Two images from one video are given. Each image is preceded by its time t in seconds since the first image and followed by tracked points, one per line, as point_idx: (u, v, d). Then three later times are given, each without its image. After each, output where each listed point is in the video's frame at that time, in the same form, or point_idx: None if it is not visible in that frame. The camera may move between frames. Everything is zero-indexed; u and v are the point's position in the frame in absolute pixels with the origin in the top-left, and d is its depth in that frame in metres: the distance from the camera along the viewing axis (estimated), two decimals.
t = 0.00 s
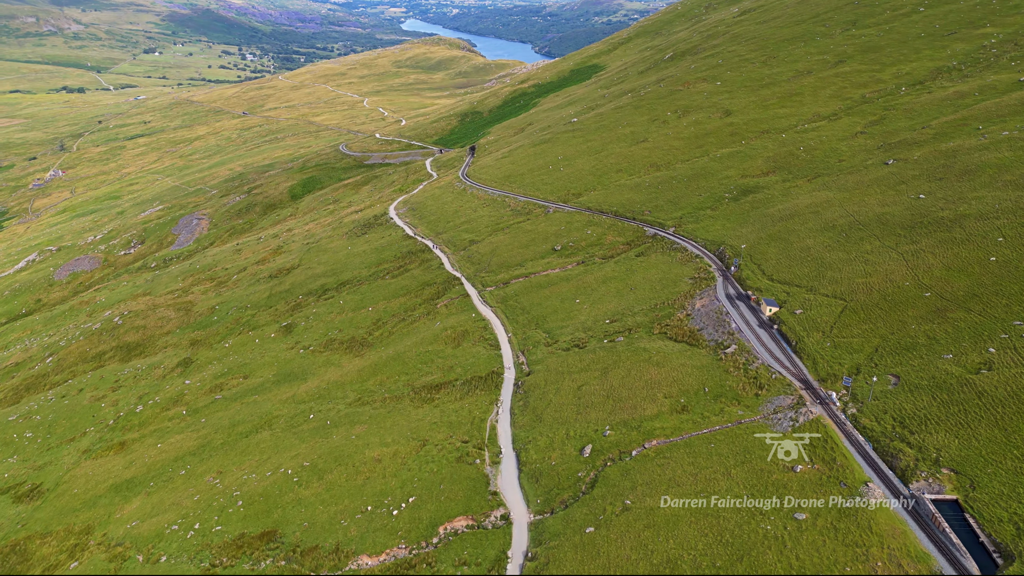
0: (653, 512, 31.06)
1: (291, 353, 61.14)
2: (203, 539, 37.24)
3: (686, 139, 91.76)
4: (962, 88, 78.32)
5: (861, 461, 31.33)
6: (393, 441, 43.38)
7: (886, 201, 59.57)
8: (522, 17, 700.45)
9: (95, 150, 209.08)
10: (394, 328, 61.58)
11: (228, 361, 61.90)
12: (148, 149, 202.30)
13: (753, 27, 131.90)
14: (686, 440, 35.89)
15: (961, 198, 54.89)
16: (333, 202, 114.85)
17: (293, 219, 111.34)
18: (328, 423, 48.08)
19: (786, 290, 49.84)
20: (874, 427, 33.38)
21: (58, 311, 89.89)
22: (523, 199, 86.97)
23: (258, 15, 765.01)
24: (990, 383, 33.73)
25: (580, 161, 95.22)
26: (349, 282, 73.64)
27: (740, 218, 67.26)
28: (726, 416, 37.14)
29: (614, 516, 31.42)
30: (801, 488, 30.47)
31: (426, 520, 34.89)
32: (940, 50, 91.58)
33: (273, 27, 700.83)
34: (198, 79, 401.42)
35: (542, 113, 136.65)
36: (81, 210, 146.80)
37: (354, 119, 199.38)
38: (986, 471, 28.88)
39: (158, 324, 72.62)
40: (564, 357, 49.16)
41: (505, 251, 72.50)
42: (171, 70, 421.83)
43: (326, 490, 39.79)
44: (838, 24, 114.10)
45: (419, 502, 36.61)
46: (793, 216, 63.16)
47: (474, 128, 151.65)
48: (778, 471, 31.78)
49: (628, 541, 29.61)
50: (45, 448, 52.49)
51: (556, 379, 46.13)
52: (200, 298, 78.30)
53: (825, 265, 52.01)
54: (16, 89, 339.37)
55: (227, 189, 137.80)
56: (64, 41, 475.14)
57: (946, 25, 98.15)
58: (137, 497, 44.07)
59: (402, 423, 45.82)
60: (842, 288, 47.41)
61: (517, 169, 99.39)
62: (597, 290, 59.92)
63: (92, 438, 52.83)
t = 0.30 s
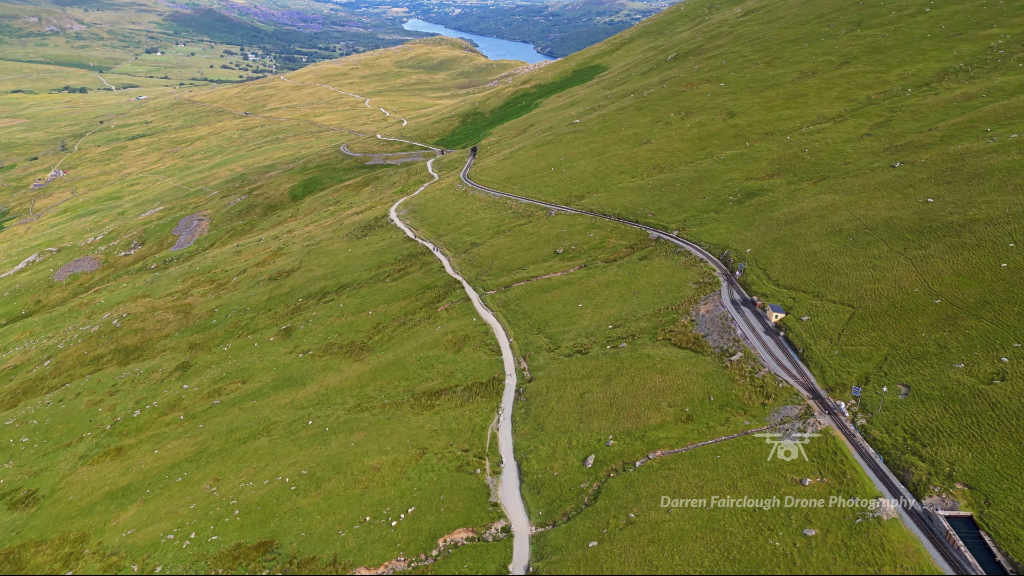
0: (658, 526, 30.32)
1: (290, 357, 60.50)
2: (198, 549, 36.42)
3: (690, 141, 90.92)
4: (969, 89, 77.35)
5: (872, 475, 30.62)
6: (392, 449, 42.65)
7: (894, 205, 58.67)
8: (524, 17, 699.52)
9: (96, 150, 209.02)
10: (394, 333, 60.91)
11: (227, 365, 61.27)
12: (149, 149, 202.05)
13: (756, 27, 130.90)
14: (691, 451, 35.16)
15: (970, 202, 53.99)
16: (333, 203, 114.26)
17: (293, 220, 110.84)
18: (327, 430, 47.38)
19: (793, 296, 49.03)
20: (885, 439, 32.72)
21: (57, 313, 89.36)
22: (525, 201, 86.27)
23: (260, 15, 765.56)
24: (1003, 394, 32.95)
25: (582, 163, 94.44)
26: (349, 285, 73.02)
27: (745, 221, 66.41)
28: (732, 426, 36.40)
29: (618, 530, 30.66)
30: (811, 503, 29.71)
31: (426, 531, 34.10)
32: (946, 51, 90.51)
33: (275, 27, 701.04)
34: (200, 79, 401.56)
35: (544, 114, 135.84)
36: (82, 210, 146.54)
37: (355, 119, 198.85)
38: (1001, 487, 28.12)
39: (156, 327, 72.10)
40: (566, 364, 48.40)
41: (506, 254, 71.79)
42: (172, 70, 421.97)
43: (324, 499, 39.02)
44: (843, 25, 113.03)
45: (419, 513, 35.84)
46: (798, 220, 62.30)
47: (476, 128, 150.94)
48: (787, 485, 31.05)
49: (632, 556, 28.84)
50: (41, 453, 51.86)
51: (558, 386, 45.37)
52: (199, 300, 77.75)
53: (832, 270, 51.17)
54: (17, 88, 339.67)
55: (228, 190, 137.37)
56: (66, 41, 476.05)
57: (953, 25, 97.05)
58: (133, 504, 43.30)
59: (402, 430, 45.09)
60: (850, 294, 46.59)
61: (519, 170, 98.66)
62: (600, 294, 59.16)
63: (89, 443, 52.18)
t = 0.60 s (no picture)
0: (664, 541, 29.59)
1: (289, 362, 59.84)
2: (193, 560, 35.53)
3: (693, 143, 90.06)
4: (977, 91, 76.34)
5: (882, 489, 30.03)
6: (391, 458, 41.86)
7: (902, 209, 57.70)
8: (527, 17, 698.55)
9: (97, 151, 209.09)
10: (394, 337, 60.20)
11: (225, 369, 60.62)
12: (150, 150, 201.94)
13: (760, 27, 129.82)
14: (697, 462, 34.40)
15: (980, 206, 53.06)
16: (334, 205, 113.65)
17: (294, 221, 110.36)
18: (326, 437, 46.63)
19: (800, 302, 48.21)
20: (896, 452, 32.08)
21: (56, 315, 88.84)
22: (527, 204, 85.56)
23: (262, 15, 766.07)
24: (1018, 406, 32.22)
25: (585, 164, 93.64)
26: (349, 288, 72.41)
27: (749, 224, 65.55)
28: (738, 437, 35.68)
29: (622, 544, 29.93)
30: (820, 518, 29.07)
31: (425, 544, 33.29)
32: (953, 52, 89.44)
33: (277, 27, 700.32)
34: (202, 79, 401.60)
35: (546, 115, 135.02)
36: (83, 211, 146.32)
37: (356, 120, 198.32)
38: (1017, 503, 27.43)
39: (155, 330, 71.56)
40: (569, 370, 47.62)
41: (508, 258, 71.06)
42: (174, 70, 422.35)
43: (322, 509, 38.18)
44: (848, 25, 111.90)
45: (418, 524, 35.03)
46: (804, 224, 61.41)
47: (477, 129, 150.23)
48: (796, 499, 30.41)
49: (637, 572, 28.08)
50: (38, 459, 51.25)
51: (560, 394, 44.60)
52: (198, 303, 77.18)
53: (839, 276, 50.31)
54: (20, 89, 340.31)
55: (228, 191, 136.97)
56: (69, 40, 477.03)
57: (959, 26, 96.04)
58: (129, 512, 42.49)
59: (402, 438, 44.33)
60: (858, 301, 45.77)
61: (521, 172, 97.93)
62: (603, 298, 58.36)
63: (86, 448, 51.53)
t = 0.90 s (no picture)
0: (670, 557, 28.88)
1: (288, 366, 59.26)
2: (189, 571, 34.58)
3: (697, 144, 89.24)
4: (985, 93, 75.29)
5: (895, 505, 29.34)
6: (391, 466, 41.13)
7: (911, 213, 56.76)
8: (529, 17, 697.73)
9: (99, 151, 209.25)
10: (394, 342, 59.55)
11: (224, 374, 60.04)
12: (152, 150, 201.83)
13: (764, 28, 128.86)
14: (703, 474, 33.67)
15: (991, 210, 52.07)
16: (335, 206, 113.21)
17: (295, 223, 109.91)
18: (325, 444, 45.93)
19: (807, 308, 47.37)
20: (908, 465, 31.37)
21: (56, 316, 88.47)
22: (529, 206, 84.88)
23: (265, 15, 766.67)
24: None
25: (587, 166, 92.94)
26: (350, 291, 71.82)
27: (755, 228, 64.71)
28: (746, 448, 34.94)
29: (627, 560, 29.16)
30: (832, 535, 28.39)
31: (424, 557, 32.54)
32: (960, 53, 88.37)
33: (279, 27, 701.13)
34: (204, 79, 401.88)
35: (549, 116, 134.30)
36: (84, 211, 146.06)
37: (358, 120, 197.84)
38: None
39: (154, 333, 71.08)
40: (571, 377, 46.84)
41: (510, 261, 70.36)
42: (177, 70, 422.84)
43: (320, 519, 37.37)
44: (853, 26, 110.84)
45: (418, 535, 34.27)
46: (811, 228, 60.53)
47: (479, 130, 149.60)
48: (806, 515, 29.74)
49: None
50: (35, 465, 50.70)
51: (563, 402, 43.85)
52: (198, 305, 76.71)
53: (847, 281, 49.46)
54: (22, 88, 341.27)
55: (230, 192, 136.62)
56: (72, 40, 478.46)
57: (966, 27, 94.97)
58: (125, 520, 41.66)
59: (402, 445, 43.61)
60: (867, 307, 44.94)
61: (523, 174, 97.25)
62: (606, 303, 57.61)
63: (83, 454, 50.96)
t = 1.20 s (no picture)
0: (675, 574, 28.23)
1: (288, 371, 58.68)
2: None
3: (702, 146, 88.37)
4: (994, 94, 74.20)
5: (908, 522, 28.57)
6: (391, 475, 40.42)
7: (920, 217, 55.79)
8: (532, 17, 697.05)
9: (102, 151, 209.43)
10: (395, 346, 58.91)
11: (223, 378, 59.51)
12: (155, 150, 201.92)
13: (769, 28, 127.82)
14: (709, 487, 32.95)
15: (1002, 215, 51.11)
16: (337, 207, 112.76)
17: (297, 224, 109.53)
18: (324, 451, 45.28)
19: (815, 314, 46.51)
20: (922, 480, 30.55)
21: (56, 318, 88.17)
22: (532, 208, 84.16)
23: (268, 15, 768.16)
24: None
25: (591, 168, 92.17)
26: (350, 294, 71.25)
27: (761, 232, 63.80)
28: (753, 460, 34.16)
29: None
30: (843, 553, 27.69)
31: (425, 570, 31.85)
32: (968, 54, 87.27)
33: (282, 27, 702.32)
34: (207, 79, 402.43)
35: (552, 117, 133.55)
36: (86, 212, 146.00)
37: (361, 121, 197.29)
38: None
39: (154, 336, 70.64)
40: (574, 385, 46.07)
41: (512, 264, 69.65)
42: (180, 70, 423.67)
43: (318, 529, 36.57)
44: (859, 27, 109.76)
45: (418, 547, 33.56)
46: (818, 232, 59.61)
47: (482, 131, 148.88)
48: (816, 531, 29.02)
49: None
50: (32, 470, 50.23)
51: (566, 410, 43.09)
52: (198, 308, 76.26)
53: (855, 287, 48.57)
54: (26, 88, 342.39)
55: (231, 193, 136.31)
56: (75, 40, 480.10)
57: (974, 28, 93.83)
58: (121, 528, 40.87)
59: (402, 454, 42.92)
60: (876, 315, 44.02)
61: (526, 176, 96.53)
62: (609, 308, 56.84)
63: (80, 459, 50.47)
